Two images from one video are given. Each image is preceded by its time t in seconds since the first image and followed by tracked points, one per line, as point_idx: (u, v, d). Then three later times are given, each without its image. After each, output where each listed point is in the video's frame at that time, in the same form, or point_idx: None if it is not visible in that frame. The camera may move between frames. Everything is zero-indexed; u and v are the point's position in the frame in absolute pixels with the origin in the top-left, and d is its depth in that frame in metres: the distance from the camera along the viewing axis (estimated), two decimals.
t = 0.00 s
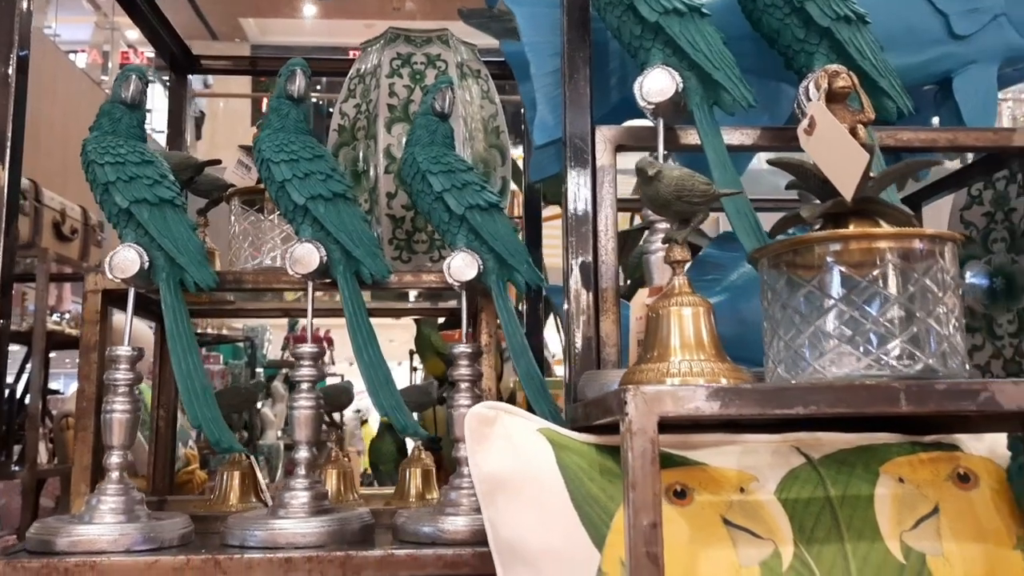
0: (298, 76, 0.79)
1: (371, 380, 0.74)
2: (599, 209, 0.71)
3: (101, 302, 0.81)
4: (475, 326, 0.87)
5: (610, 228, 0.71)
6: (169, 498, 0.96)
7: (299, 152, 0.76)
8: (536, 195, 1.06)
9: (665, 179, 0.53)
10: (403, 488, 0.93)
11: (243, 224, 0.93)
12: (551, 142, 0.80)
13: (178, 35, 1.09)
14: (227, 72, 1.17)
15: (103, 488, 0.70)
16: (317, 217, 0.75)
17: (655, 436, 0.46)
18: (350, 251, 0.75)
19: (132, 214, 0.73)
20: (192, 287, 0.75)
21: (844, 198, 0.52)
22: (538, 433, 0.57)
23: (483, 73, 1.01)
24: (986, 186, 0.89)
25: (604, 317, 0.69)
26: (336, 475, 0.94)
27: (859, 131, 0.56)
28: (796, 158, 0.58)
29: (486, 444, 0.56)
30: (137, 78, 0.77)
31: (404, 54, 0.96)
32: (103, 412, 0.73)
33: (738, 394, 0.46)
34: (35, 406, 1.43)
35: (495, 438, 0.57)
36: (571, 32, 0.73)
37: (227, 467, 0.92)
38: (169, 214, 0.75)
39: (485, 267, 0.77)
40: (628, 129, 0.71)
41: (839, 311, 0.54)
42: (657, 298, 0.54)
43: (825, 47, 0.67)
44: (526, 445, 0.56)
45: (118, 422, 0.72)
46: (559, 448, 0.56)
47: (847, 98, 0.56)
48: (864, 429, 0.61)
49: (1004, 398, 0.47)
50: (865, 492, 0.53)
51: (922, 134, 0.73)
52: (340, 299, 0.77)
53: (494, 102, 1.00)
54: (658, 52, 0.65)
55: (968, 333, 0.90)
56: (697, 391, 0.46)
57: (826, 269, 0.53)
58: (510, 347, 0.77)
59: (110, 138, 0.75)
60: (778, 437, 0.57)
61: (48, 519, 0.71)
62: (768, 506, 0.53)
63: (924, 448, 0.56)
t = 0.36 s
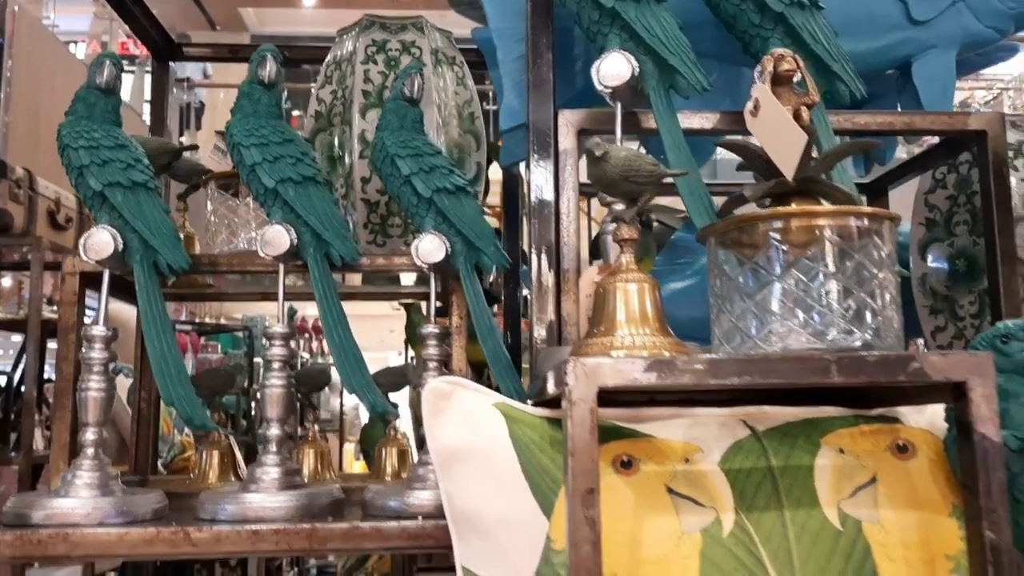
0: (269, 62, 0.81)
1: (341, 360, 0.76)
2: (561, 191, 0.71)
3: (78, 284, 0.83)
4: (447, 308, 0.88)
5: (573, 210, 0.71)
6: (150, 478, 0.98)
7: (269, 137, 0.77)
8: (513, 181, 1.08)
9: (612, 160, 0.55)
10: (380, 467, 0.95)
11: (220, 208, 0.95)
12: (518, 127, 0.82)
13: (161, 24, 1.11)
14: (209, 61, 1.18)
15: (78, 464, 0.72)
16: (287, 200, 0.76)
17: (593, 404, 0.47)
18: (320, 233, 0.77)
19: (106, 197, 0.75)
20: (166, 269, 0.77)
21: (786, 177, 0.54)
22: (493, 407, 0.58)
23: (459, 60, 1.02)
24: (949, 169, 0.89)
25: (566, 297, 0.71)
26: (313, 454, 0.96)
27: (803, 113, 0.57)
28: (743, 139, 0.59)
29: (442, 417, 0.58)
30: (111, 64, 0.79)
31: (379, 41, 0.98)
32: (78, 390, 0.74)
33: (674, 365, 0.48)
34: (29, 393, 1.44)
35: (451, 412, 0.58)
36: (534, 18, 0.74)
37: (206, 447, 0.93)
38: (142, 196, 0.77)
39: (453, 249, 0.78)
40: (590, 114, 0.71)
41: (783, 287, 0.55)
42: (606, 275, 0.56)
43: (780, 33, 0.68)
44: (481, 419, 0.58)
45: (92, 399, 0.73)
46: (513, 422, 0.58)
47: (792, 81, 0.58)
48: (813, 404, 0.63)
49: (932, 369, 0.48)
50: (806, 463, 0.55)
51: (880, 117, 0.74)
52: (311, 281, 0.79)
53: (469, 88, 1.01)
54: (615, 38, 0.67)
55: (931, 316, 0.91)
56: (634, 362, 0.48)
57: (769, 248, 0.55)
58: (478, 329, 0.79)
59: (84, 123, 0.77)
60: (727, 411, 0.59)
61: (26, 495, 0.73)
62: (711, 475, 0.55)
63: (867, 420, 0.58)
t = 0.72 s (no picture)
0: (246, 29, 0.81)
1: (316, 321, 0.78)
2: (531, 157, 0.72)
3: (62, 248, 0.84)
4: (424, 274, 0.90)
5: (542, 176, 0.72)
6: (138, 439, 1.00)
7: (246, 103, 0.79)
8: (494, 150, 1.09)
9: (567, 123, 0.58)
10: (361, 428, 0.97)
11: (202, 173, 0.96)
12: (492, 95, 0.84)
13: None
14: (196, 30, 1.19)
15: (61, 420, 0.74)
16: (264, 164, 0.78)
17: (542, 355, 0.50)
18: (296, 197, 0.78)
19: (86, 160, 0.77)
20: (146, 232, 0.80)
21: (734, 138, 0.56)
22: (457, 363, 0.60)
23: (439, 30, 1.03)
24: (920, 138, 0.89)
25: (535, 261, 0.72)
26: (297, 416, 0.98)
27: (757, 78, 0.60)
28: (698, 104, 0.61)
29: (408, 371, 0.60)
30: (91, 30, 0.80)
31: (359, 9, 0.98)
32: (62, 348, 0.77)
33: (620, 319, 0.50)
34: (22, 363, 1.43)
35: (416, 367, 0.60)
36: None
37: (192, 408, 0.95)
38: (122, 160, 0.79)
39: (427, 214, 0.80)
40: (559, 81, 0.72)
41: (734, 248, 0.57)
42: (563, 236, 0.58)
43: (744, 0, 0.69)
44: (445, 373, 0.60)
45: (75, 357, 0.76)
46: (474, 376, 0.60)
47: (746, 48, 0.60)
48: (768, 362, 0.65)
49: (871, 324, 0.50)
50: (755, 417, 0.57)
51: (844, 86, 0.74)
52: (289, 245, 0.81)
53: (449, 57, 1.02)
54: (581, 5, 0.68)
55: (899, 283, 0.92)
56: (584, 317, 0.50)
57: (721, 211, 0.57)
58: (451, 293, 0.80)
59: (65, 88, 0.79)
60: (682, 369, 0.61)
61: (11, 450, 0.75)
62: (662, 428, 0.56)
63: (817, 377, 0.60)
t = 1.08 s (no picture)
0: None
1: (300, 277, 0.80)
2: (508, 117, 0.74)
3: (55, 206, 0.88)
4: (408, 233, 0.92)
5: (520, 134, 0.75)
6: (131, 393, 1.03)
7: (230, 62, 0.80)
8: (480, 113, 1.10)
9: (538, 80, 0.58)
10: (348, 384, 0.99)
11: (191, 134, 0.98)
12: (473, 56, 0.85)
13: None
14: None
15: (54, 371, 0.77)
16: (248, 123, 0.80)
17: (508, 302, 0.52)
18: (280, 155, 0.80)
19: (75, 118, 0.79)
20: (134, 189, 0.81)
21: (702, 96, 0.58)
22: (432, 314, 0.63)
23: None
24: (897, 100, 0.91)
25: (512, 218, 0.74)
26: (285, 371, 1.00)
27: (724, 36, 0.61)
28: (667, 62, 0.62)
29: (384, 321, 0.62)
30: None
31: None
32: (53, 302, 0.79)
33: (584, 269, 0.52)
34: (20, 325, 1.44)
35: (392, 317, 0.62)
36: None
37: (183, 363, 0.98)
38: (110, 119, 0.80)
39: (409, 172, 0.82)
40: (536, 41, 0.74)
41: (698, 202, 0.59)
42: (534, 190, 0.60)
43: None
44: (420, 323, 0.62)
45: (66, 311, 0.78)
46: (447, 326, 0.62)
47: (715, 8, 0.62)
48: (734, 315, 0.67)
49: (824, 275, 0.52)
50: (717, 365, 0.59)
51: (817, 47, 0.76)
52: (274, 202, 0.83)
53: (435, 19, 1.03)
54: None
55: (873, 243, 0.94)
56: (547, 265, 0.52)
57: (686, 166, 0.58)
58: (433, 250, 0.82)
59: (53, 47, 0.80)
60: (650, 321, 0.63)
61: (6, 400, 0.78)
62: (628, 375, 0.59)
63: (778, 329, 0.62)
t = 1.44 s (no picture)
0: None
1: (287, 223, 0.80)
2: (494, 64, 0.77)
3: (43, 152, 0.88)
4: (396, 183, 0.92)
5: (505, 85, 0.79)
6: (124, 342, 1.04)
7: (216, 7, 0.80)
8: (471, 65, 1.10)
9: (518, 20, 0.58)
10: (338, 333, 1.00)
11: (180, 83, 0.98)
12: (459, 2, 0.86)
13: None
14: None
15: (44, 314, 0.78)
16: (235, 69, 0.80)
17: (484, 239, 0.52)
18: (267, 102, 0.81)
19: (62, 63, 0.79)
20: (122, 134, 0.82)
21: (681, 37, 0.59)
22: (414, 257, 0.63)
23: None
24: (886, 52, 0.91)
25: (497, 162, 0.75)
26: (276, 320, 1.01)
27: None
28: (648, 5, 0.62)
29: (367, 264, 0.62)
30: None
31: None
32: (43, 246, 0.80)
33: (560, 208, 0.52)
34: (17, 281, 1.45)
35: (375, 260, 0.63)
36: None
37: (175, 312, 0.99)
38: (96, 64, 0.80)
39: (396, 120, 0.82)
40: None
41: (676, 141, 0.59)
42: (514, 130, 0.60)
43: None
44: (402, 266, 0.63)
45: (56, 255, 0.79)
46: (429, 268, 0.63)
47: None
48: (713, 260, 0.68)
49: (797, 215, 0.53)
50: (694, 306, 0.60)
51: None
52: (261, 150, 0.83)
53: None
54: None
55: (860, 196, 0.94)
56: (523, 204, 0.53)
57: (665, 109, 0.59)
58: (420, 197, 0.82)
59: None
60: (630, 265, 0.64)
61: None
62: (605, 315, 0.60)
63: (756, 272, 0.62)
